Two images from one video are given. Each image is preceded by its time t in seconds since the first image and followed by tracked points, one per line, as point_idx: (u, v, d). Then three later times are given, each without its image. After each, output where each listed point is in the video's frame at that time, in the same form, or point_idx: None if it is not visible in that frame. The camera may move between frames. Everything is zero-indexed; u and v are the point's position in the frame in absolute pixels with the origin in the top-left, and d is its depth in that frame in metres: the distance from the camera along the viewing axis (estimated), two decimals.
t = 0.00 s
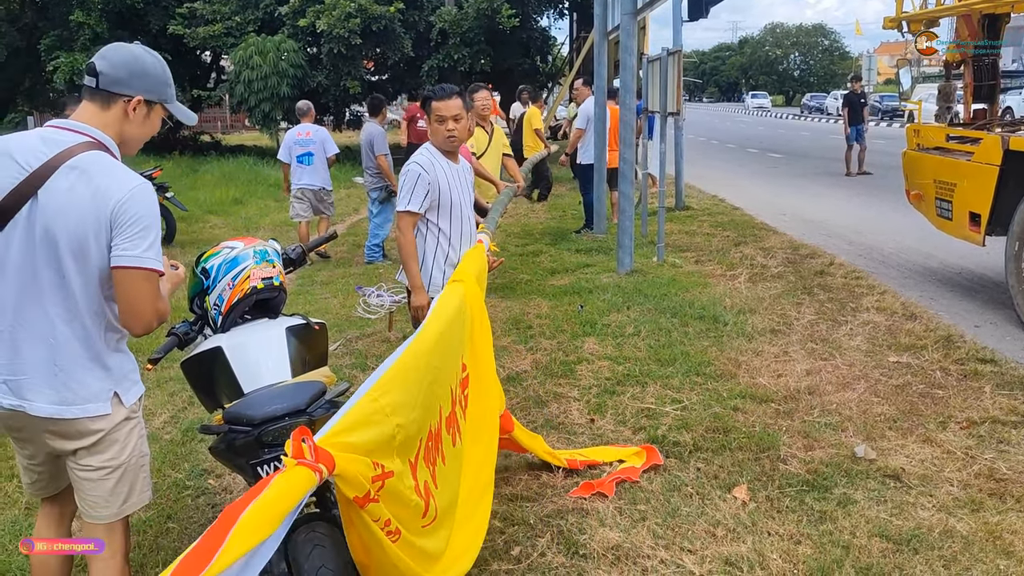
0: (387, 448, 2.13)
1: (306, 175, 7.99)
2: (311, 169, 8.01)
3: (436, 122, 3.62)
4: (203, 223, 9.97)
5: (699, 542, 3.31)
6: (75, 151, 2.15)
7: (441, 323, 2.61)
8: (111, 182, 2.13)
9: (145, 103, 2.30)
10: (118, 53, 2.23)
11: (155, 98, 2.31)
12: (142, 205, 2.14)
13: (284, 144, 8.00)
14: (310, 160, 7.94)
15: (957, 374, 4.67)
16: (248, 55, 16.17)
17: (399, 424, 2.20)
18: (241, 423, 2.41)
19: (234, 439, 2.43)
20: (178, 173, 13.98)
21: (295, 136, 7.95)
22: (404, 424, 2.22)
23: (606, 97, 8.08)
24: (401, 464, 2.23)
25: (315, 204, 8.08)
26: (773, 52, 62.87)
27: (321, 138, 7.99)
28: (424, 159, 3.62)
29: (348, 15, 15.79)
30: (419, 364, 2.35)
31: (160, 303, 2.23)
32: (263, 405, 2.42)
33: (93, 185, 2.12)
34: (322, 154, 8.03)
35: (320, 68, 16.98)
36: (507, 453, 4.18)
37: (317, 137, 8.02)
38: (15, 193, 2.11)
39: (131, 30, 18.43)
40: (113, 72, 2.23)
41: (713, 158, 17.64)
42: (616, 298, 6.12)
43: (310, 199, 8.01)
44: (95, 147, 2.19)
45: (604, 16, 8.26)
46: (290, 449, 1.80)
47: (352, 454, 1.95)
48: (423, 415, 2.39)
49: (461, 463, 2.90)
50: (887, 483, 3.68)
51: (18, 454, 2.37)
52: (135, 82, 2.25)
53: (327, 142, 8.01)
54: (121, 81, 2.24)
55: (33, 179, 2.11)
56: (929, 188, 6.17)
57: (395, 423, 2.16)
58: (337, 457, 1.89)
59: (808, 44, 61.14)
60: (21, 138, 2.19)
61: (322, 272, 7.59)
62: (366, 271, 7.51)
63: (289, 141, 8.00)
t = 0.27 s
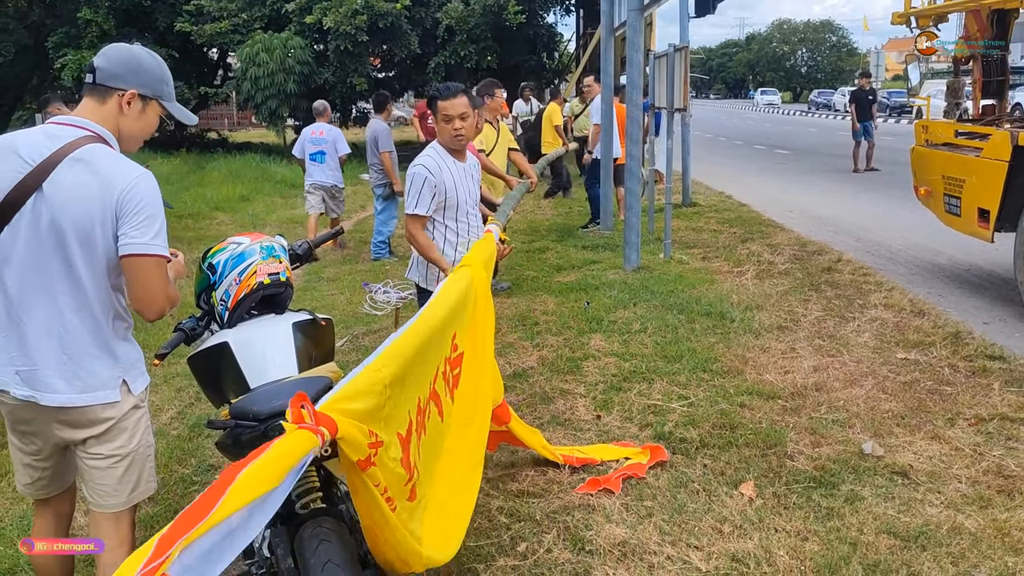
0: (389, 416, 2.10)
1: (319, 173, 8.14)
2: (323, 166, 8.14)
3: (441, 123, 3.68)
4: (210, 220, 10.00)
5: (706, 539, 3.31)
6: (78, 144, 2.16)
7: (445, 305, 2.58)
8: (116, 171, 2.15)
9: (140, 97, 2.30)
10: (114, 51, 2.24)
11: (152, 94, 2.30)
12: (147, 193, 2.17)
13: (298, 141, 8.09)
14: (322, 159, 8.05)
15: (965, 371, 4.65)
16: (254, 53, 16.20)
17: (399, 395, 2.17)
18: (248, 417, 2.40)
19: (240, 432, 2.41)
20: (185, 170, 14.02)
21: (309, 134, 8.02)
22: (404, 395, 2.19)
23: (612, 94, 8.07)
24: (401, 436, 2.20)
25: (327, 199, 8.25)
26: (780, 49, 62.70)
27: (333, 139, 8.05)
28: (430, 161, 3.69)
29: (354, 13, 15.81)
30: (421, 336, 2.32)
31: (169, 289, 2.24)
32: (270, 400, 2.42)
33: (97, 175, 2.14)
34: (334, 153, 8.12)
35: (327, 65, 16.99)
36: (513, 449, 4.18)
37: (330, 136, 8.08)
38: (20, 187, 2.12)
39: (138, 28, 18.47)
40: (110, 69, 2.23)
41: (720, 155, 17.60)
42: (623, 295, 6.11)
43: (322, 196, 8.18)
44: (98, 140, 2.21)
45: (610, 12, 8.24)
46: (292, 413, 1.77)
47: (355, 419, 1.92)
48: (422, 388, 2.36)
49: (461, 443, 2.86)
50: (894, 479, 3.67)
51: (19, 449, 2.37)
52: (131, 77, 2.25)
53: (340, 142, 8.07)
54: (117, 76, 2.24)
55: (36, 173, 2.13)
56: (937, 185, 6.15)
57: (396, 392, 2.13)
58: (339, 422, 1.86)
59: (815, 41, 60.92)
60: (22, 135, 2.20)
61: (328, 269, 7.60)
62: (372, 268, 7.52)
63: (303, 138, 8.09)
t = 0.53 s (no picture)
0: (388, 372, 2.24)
1: (330, 165, 8.36)
2: (335, 159, 8.36)
3: (442, 121, 3.69)
4: (214, 219, 10.02)
5: (708, 537, 3.31)
6: (55, 140, 2.23)
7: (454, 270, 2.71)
8: (94, 163, 2.23)
9: (111, 91, 2.35)
10: (77, 47, 2.29)
11: (120, 85, 2.36)
12: (122, 182, 2.25)
13: (314, 133, 8.38)
14: (334, 151, 8.28)
15: (970, 369, 4.64)
16: (258, 51, 16.22)
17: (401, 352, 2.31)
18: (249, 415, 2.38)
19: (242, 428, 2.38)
20: (190, 169, 14.04)
21: (324, 127, 8.31)
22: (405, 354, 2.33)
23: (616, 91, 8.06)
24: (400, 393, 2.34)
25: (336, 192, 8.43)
26: (785, 46, 62.52)
27: (348, 133, 8.32)
28: (434, 160, 3.75)
29: (358, 11, 15.82)
30: (426, 302, 2.46)
31: (145, 274, 2.31)
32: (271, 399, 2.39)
33: (77, 168, 2.22)
34: (347, 147, 8.37)
35: (331, 64, 16.99)
36: (516, 447, 4.19)
37: (344, 130, 8.34)
38: (6, 186, 2.20)
39: (143, 27, 18.51)
40: (76, 65, 2.28)
41: (725, 153, 17.56)
42: (627, 293, 6.11)
43: (332, 188, 8.38)
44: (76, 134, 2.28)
45: (614, 10, 8.22)
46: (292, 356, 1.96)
47: (354, 364, 2.07)
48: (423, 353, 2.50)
49: (468, 423, 2.95)
50: (898, 478, 3.66)
51: (17, 442, 2.43)
52: (100, 72, 2.31)
53: (353, 136, 8.32)
54: (85, 71, 2.29)
55: (22, 170, 2.21)
56: (942, 182, 6.13)
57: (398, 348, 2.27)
58: (339, 362, 2.02)
59: (821, 38, 60.73)
60: (4, 136, 2.27)
61: (332, 267, 7.61)
62: (376, 266, 7.53)
63: (319, 130, 8.38)
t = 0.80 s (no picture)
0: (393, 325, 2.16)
1: (341, 165, 8.44)
2: (346, 160, 8.44)
3: (443, 124, 3.71)
4: (217, 220, 10.02)
5: (710, 538, 3.31)
6: (38, 137, 2.31)
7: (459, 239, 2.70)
8: (73, 158, 2.29)
9: (96, 90, 2.41)
10: (62, 57, 2.29)
11: (101, 81, 2.40)
12: (100, 175, 2.30)
13: (325, 135, 8.50)
14: (344, 151, 8.38)
15: (972, 369, 4.63)
16: (261, 51, 16.24)
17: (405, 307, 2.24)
18: (250, 417, 2.37)
19: (244, 429, 2.37)
20: (193, 169, 14.06)
21: (334, 128, 8.42)
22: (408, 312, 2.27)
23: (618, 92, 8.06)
24: (402, 351, 2.24)
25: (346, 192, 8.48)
26: (789, 45, 62.42)
27: (358, 133, 8.40)
28: (437, 163, 3.78)
29: (361, 11, 15.83)
30: (431, 264, 2.43)
31: (126, 265, 2.36)
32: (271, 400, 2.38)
33: (57, 163, 2.29)
34: (358, 147, 8.45)
35: (333, 64, 16.99)
36: (518, 447, 4.20)
37: (354, 131, 8.43)
38: None
39: (145, 27, 18.52)
40: (62, 73, 2.30)
41: (728, 152, 17.54)
42: (629, 293, 6.11)
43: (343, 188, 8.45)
44: (58, 131, 2.34)
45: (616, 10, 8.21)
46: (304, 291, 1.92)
47: (360, 306, 2.00)
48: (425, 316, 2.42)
49: (459, 405, 2.86)
50: (901, 479, 3.66)
51: (10, 434, 2.47)
52: (84, 76, 2.34)
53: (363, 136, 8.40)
54: (73, 79, 2.33)
55: (7, 168, 2.29)
56: (945, 182, 6.12)
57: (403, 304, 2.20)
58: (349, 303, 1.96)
59: (824, 38, 60.61)
60: None
61: (334, 267, 7.62)
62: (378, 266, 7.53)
63: (330, 132, 8.49)
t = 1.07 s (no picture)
0: (401, 243, 2.37)
1: (355, 163, 8.52)
2: (357, 157, 8.51)
3: (445, 130, 3.74)
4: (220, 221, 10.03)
5: (713, 540, 3.31)
6: (39, 138, 2.32)
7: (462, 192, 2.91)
8: (70, 158, 2.30)
9: (96, 87, 2.44)
10: (59, 59, 2.32)
11: (99, 79, 2.44)
12: (97, 174, 2.31)
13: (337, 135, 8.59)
14: (354, 149, 8.43)
15: (976, 371, 4.62)
16: (264, 54, 16.26)
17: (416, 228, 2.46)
18: (252, 419, 2.37)
19: (246, 431, 2.37)
20: (196, 172, 14.08)
21: (342, 127, 8.47)
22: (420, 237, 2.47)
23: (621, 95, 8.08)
24: (407, 277, 2.44)
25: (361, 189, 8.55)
26: (791, 48, 62.43)
27: (366, 130, 8.42)
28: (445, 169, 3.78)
29: (364, 14, 15.86)
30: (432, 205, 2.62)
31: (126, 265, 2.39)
32: (274, 401, 2.38)
33: (55, 164, 2.30)
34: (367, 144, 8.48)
35: (337, 66, 17.00)
36: (521, 449, 4.20)
37: (362, 128, 8.47)
38: None
39: (148, 30, 18.55)
40: (61, 74, 2.33)
41: (731, 155, 17.54)
42: (632, 295, 6.11)
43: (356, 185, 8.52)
44: (57, 132, 2.35)
45: (618, 13, 8.21)
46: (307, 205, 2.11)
47: (365, 216, 2.20)
48: (435, 249, 2.65)
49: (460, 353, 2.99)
50: (904, 481, 3.66)
51: (20, 428, 2.50)
52: (84, 75, 2.38)
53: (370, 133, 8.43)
54: (72, 79, 2.35)
55: (8, 170, 2.31)
56: (948, 184, 6.12)
57: (412, 227, 2.42)
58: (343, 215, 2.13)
59: (827, 41, 60.63)
60: None
61: (337, 270, 7.63)
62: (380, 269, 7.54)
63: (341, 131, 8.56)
